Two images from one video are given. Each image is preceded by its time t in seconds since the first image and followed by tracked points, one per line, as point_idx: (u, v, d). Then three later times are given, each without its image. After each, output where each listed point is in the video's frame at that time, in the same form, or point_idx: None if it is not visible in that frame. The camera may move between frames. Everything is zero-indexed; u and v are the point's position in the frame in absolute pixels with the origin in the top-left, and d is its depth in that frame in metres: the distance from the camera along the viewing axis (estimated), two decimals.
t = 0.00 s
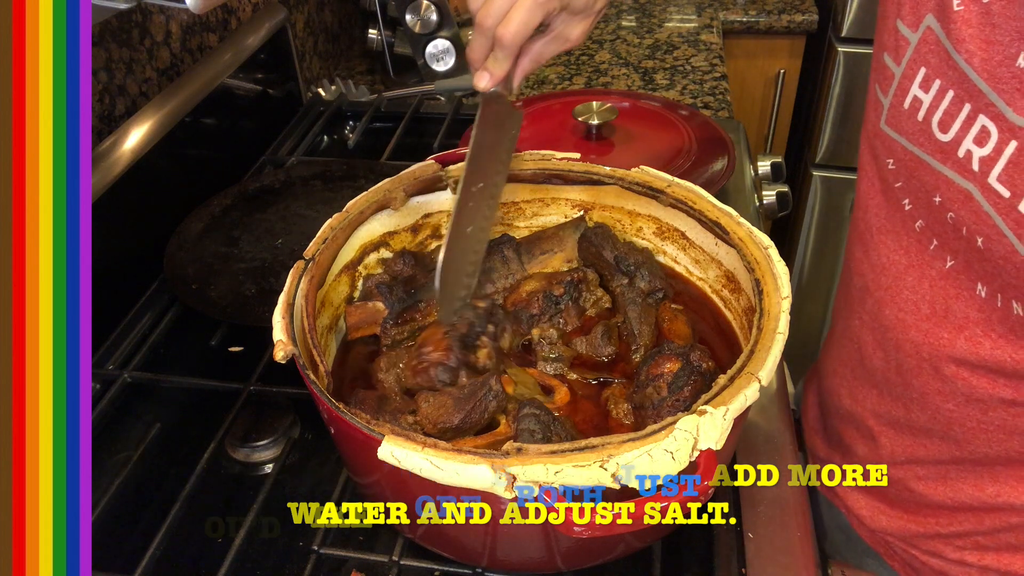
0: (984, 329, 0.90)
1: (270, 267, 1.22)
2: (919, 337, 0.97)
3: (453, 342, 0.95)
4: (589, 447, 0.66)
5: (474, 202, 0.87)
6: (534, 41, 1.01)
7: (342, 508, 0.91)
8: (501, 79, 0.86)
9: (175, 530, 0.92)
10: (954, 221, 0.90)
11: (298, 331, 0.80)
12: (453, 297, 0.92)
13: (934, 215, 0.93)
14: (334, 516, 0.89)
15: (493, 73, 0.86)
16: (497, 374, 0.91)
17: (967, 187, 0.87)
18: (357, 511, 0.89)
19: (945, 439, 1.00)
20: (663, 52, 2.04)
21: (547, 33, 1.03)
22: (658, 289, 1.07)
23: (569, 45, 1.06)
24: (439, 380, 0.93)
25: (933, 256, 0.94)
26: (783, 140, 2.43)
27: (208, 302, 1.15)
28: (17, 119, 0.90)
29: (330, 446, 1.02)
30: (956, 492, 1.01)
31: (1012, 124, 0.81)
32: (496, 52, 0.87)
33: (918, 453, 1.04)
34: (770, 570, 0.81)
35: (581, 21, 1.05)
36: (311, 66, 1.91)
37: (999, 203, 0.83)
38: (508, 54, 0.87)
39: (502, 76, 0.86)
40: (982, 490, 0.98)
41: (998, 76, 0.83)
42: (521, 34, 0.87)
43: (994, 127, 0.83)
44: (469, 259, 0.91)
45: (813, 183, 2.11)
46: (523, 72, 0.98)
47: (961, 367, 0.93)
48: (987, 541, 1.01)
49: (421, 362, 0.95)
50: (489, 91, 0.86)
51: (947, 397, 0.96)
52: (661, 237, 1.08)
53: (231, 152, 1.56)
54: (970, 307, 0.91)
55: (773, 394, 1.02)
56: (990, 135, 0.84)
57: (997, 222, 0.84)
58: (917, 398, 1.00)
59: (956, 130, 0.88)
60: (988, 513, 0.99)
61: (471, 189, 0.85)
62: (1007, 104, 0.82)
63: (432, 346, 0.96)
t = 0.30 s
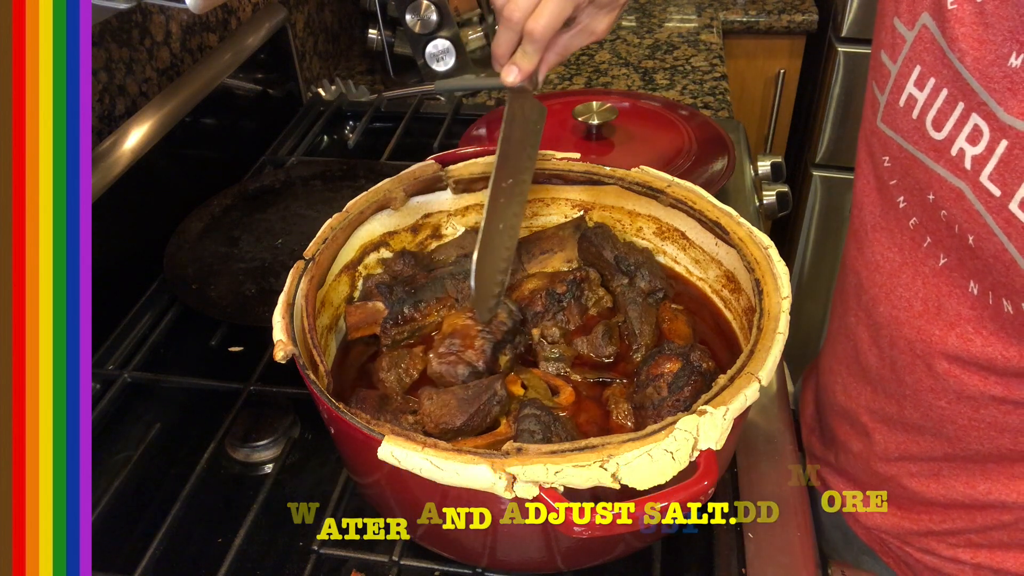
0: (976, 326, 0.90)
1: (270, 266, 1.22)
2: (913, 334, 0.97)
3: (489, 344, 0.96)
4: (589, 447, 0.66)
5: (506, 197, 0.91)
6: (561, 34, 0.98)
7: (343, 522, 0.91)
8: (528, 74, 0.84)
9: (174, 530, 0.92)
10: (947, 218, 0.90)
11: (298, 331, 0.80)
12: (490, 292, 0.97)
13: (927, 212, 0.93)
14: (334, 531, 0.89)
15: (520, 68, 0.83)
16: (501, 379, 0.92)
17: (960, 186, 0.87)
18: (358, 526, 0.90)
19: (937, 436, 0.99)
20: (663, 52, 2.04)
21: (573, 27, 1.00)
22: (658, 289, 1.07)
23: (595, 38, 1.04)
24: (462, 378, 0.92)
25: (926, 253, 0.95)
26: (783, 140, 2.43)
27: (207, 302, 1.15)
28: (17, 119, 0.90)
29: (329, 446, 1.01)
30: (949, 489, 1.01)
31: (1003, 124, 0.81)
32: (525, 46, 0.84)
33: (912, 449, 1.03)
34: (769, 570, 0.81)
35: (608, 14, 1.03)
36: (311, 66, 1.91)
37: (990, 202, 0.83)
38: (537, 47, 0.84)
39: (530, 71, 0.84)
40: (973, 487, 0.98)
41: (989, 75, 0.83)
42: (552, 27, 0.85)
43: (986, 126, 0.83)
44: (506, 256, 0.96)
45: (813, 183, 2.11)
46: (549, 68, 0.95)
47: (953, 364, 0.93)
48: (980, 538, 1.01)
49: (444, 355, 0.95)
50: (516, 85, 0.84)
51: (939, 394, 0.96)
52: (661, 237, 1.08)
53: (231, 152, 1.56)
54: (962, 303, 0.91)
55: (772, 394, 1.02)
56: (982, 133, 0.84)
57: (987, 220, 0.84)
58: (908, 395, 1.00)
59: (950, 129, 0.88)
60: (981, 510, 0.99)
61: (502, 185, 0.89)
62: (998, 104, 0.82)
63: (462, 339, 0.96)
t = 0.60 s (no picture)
0: (981, 330, 0.90)
1: (270, 267, 1.22)
2: (917, 338, 0.97)
3: (490, 343, 0.97)
4: (589, 447, 0.66)
5: (501, 188, 0.89)
6: (559, 24, 0.96)
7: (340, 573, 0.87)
8: (526, 64, 0.82)
9: (174, 530, 0.92)
10: (951, 221, 0.90)
11: (298, 331, 0.80)
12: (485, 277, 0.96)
13: (931, 214, 0.93)
14: None
15: (519, 57, 0.81)
16: (507, 382, 0.90)
17: (964, 188, 0.87)
18: None
19: (942, 440, 1.00)
20: (663, 52, 2.04)
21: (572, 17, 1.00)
22: (658, 289, 1.07)
23: (593, 31, 1.03)
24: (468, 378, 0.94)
25: (930, 257, 0.94)
26: (783, 140, 2.43)
27: (208, 302, 1.15)
28: (16, 119, 0.90)
29: (329, 446, 1.01)
30: (954, 493, 1.01)
31: (1007, 125, 0.81)
32: (523, 36, 0.83)
33: (916, 453, 1.04)
34: (770, 570, 0.81)
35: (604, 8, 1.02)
36: (311, 66, 1.91)
37: (995, 204, 0.83)
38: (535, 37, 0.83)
39: (528, 60, 0.82)
40: (978, 491, 0.98)
41: (992, 77, 0.83)
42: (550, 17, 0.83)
43: (990, 128, 0.83)
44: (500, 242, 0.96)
45: (813, 183, 2.11)
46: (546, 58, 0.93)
47: (958, 368, 0.93)
48: (984, 542, 1.01)
49: (449, 356, 0.95)
50: (514, 75, 0.81)
51: (944, 398, 0.96)
52: (661, 237, 1.08)
53: (231, 152, 1.56)
54: (967, 307, 0.91)
55: (773, 395, 1.02)
56: (986, 136, 0.84)
57: (992, 223, 0.84)
58: (912, 399, 1.00)
59: (954, 132, 0.88)
60: (986, 514, 0.99)
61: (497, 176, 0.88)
62: (1002, 105, 0.82)
63: (466, 340, 0.97)
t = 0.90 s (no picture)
0: (993, 331, 0.90)
1: (270, 267, 1.22)
2: (928, 339, 0.97)
3: (440, 335, 0.97)
4: (589, 447, 0.66)
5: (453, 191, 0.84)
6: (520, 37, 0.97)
7: None
8: (485, 73, 0.82)
9: (174, 530, 0.92)
10: (963, 223, 0.90)
11: (298, 331, 0.80)
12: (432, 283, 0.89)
13: (943, 216, 0.93)
14: None
15: (476, 66, 0.82)
16: (507, 381, 0.90)
17: (977, 189, 0.87)
18: None
19: (951, 440, 1.00)
20: (663, 52, 2.04)
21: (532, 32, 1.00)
22: (658, 289, 1.07)
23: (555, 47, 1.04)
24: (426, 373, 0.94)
25: (942, 257, 0.94)
26: (783, 140, 2.43)
27: (207, 302, 1.15)
28: (17, 118, 0.90)
29: (329, 446, 1.01)
30: (962, 494, 1.01)
31: (1021, 125, 0.82)
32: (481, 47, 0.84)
33: (924, 454, 1.03)
34: (770, 570, 0.81)
35: (564, 26, 1.03)
36: (311, 66, 1.91)
37: (1009, 204, 0.84)
38: (493, 49, 0.84)
39: (486, 70, 0.83)
40: (987, 491, 0.98)
41: (1006, 77, 0.83)
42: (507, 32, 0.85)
43: (1005, 129, 0.84)
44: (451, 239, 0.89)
45: (813, 183, 2.11)
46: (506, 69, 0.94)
47: (969, 368, 0.93)
48: (993, 541, 1.01)
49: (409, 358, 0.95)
50: (471, 84, 0.82)
51: (954, 398, 0.96)
52: (661, 237, 1.08)
53: (231, 152, 1.56)
54: (979, 308, 0.91)
55: (773, 395, 1.02)
56: (1001, 137, 0.84)
57: (1006, 223, 0.84)
58: (919, 398, 1.00)
59: (967, 133, 0.88)
60: (995, 514, 1.00)
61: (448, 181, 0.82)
62: (1017, 105, 0.82)
63: (421, 340, 0.96)
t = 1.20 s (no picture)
0: (1006, 330, 0.90)
1: (270, 267, 1.22)
2: (938, 339, 0.97)
3: (445, 338, 0.97)
4: (589, 447, 0.66)
5: (452, 232, 0.99)
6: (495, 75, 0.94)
7: None
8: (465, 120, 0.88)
9: (174, 530, 0.92)
10: (977, 222, 0.89)
11: (298, 331, 0.80)
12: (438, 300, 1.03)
13: (955, 216, 0.93)
14: None
15: (456, 114, 0.87)
16: (506, 381, 0.90)
17: (991, 188, 0.87)
18: None
19: (961, 438, 0.99)
20: (663, 52, 2.04)
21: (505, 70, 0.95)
22: (658, 290, 1.07)
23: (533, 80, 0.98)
24: (428, 376, 0.94)
25: (956, 257, 0.94)
26: (783, 140, 2.43)
27: (207, 302, 1.15)
28: (16, 118, 0.91)
29: (330, 446, 1.02)
30: (973, 492, 1.01)
31: None
32: (457, 94, 0.87)
33: (933, 452, 1.03)
34: (769, 570, 0.81)
35: (541, 57, 0.96)
36: (311, 66, 1.91)
37: None
38: (468, 96, 0.86)
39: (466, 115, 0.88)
40: (997, 489, 0.98)
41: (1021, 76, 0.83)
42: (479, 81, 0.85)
43: (1019, 128, 0.84)
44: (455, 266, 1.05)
45: (813, 183, 2.11)
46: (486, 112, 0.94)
47: (981, 368, 0.94)
48: (1002, 538, 1.01)
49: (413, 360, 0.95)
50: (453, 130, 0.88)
51: (965, 395, 0.96)
52: (661, 237, 1.08)
53: (231, 152, 1.56)
54: (993, 307, 0.91)
55: (772, 394, 1.02)
56: (1015, 136, 0.84)
57: (1021, 220, 0.84)
58: (929, 397, 1.00)
59: (979, 133, 0.88)
60: (1005, 511, 0.99)
61: (445, 226, 0.97)
62: None
63: (425, 343, 0.96)
